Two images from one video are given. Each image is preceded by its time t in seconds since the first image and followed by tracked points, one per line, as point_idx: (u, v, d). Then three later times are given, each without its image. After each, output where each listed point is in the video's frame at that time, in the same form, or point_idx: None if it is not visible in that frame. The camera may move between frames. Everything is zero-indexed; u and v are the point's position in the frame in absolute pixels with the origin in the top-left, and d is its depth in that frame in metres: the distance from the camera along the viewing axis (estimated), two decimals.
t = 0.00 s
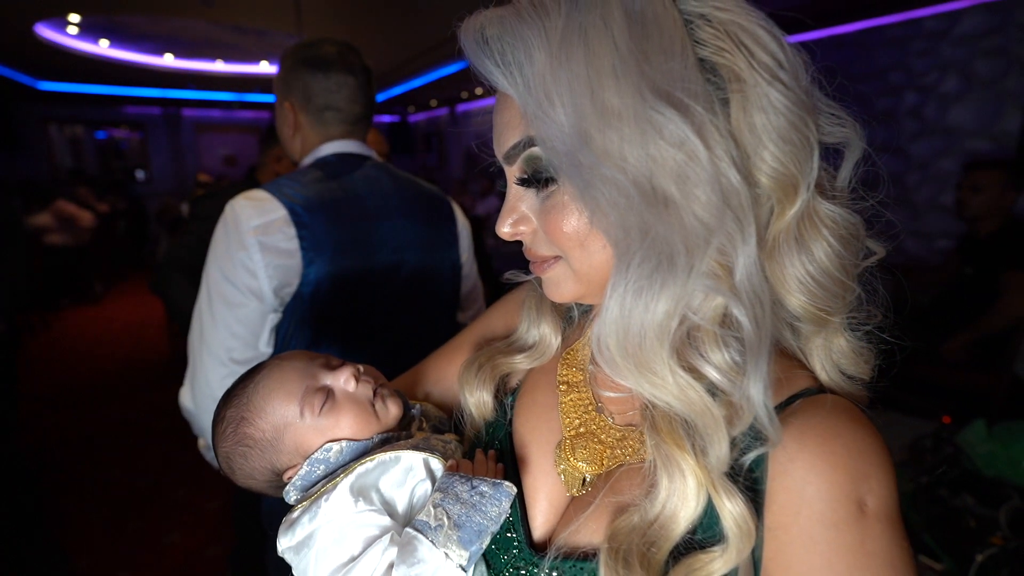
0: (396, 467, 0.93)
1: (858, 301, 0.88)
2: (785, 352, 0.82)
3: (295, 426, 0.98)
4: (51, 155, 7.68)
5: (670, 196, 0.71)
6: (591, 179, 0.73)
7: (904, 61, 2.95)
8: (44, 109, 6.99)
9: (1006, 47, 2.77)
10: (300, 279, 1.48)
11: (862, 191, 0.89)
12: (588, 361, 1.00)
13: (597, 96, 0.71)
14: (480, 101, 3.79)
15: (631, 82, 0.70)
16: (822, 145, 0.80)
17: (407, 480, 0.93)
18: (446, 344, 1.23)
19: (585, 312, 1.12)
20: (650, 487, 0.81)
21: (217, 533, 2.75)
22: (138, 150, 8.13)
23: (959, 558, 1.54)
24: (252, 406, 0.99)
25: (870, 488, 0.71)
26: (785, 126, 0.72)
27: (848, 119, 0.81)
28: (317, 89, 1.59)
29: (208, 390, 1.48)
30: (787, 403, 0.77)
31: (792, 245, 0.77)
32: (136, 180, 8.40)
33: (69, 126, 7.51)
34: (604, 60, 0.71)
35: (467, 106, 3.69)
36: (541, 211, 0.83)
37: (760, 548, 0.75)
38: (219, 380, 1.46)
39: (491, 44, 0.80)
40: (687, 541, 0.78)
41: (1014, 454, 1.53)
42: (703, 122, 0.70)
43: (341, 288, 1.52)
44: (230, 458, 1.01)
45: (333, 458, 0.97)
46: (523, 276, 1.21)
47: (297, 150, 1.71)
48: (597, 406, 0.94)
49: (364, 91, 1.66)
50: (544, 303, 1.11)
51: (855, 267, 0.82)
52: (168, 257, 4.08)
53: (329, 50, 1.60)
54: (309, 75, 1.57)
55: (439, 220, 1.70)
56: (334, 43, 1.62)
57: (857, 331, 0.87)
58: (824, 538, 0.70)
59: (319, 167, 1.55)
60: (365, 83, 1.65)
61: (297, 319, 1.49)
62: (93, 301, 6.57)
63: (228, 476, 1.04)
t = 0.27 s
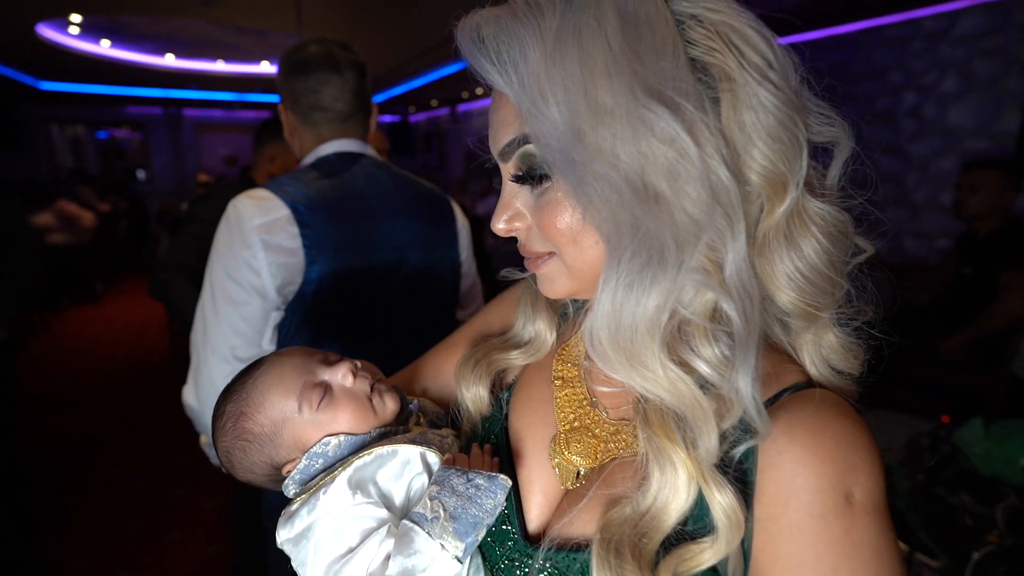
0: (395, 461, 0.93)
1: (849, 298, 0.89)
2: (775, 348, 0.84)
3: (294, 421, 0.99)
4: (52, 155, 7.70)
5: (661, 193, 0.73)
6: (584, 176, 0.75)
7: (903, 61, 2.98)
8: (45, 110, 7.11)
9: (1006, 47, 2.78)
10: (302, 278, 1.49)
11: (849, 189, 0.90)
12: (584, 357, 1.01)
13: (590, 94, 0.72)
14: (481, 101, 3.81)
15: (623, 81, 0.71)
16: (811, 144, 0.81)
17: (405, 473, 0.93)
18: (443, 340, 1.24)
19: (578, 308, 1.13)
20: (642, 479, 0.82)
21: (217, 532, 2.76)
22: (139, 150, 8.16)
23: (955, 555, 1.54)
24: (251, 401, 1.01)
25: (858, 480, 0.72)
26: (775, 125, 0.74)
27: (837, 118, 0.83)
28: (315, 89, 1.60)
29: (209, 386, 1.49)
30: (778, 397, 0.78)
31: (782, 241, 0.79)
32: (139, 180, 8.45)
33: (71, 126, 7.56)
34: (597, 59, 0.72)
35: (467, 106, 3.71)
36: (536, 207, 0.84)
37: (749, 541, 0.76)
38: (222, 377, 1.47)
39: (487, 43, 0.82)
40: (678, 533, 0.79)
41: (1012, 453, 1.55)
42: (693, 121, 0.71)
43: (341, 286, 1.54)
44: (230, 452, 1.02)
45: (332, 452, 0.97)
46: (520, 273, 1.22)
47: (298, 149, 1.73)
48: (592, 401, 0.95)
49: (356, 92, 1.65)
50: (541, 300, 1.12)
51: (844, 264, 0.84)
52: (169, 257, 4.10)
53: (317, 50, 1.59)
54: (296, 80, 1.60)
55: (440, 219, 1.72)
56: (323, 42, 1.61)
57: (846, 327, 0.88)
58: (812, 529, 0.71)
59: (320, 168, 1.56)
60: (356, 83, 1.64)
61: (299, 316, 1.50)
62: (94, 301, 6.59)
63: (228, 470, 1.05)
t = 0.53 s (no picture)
0: (391, 454, 0.94)
1: (840, 294, 0.90)
2: (767, 343, 0.84)
3: (292, 416, 1.00)
4: (54, 155, 7.72)
5: (652, 189, 0.74)
6: (577, 171, 0.76)
7: (903, 61, 3.04)
8: (48, 108, 7.21)
9: (1004, 47, 2.78)
10: (300, 276, 1.50)
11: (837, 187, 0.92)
12: (579, 352, 1.02)
13: (583, 92, 0.73)
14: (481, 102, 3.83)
15: (615, 79, 0.72)
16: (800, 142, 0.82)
17: (401, 466, 0.94)
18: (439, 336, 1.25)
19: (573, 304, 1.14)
20: (634, 472, 0.83)
21: (217, 530, 2.76)
22: (140, 150, 8.19)
23: (954, 555, 1.47)
24: (249, 396, 1.02)
25: (847, 472, 0.73)
26: (764, 122, 0.75)
27: (827, 117, 0.85)
28: (313, 88, 1.61)
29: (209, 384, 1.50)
30: (769, 391, 0.79)
31: (772, 237, 0.80)
32: (141, 180, 8.48)
33: (72, 125, 7.59)
34: (590, 58, 0.73)
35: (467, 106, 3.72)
36: (531, 203, 0.85)
37: (740, 534, 0.77)
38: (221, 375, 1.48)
39: (482, 42, 0.83)
40: (669, 525, 0.80)
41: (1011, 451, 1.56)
42: (684, 118, 0.73)
43: (339, 283, 1.55)
44: (228, 447, 1.03)
45: (329, 446, 0.98)
46: (516, 270, 1.23)
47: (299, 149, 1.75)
48: (587, 396, 0.96)
49: (349, 91, 1.65)
50: (536, 297, 1.13)
51: (834, 260, 0.85)
52: (170, 257, 4.11)
53: (311, 51, 1.60)
54: (289, 82, 1.62)
55: (439, 218, 1.73)
56: (318, 42, 1.61)
57: (837, 324, 0.89)
58: (800, 521, 0.72)
59: (319, 167, 1.57)
60: (350, 81, 1.64)
61: (298, 314, 1.52)
62: (96, 300, 6.60)
63: (227, 465, 1.06)
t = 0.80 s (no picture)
0: (388, 447, 0.95)
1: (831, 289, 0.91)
2: (758, 337, 0.86)
3: (289, 410, 1.01)
4: (55, 154, 7.75)
5: (644, 183, 0.75)
6: (570, 166, 0.77)
7: (903, 60, 3.07)
8: (51, 108, 7.26)
9: (1004, 46, 2.76)
10: (298, 274, 1.52)
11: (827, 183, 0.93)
12: (574, 347, 1.03)
13: (576, 88, 0.75)
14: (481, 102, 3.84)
15: (608, 75, 0.73)
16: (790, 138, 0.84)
17: (397, 459, 0.95)
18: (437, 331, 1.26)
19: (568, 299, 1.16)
20: (628, 463, 0.84)
21: (218, 527, 2.78)
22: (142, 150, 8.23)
23: (952, 553, 1.55)
24: (247, 390, 1.03)
25: (836, 462, 0.74)
26: (755, 119, 0.76)
27: (817, 114, 0.86)
28: (312, 88, 1.63)
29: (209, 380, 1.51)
30: (761, 383, 0.81)
31: (763, 232, 0.81)
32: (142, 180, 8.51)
33: (74, 125, 7.63)
34: (583, 55, 0.74)
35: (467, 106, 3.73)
36: (526, 199, 0.86)
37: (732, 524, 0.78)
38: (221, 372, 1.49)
39: (478, 39, 0.84)
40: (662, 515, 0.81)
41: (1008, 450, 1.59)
42: (675, 114, 0.74)
43: (337, 281, 1.56)
44: (227, 439, 1.05)
45: (327, 439, 0.99)
46: (512, 266, 1.25)
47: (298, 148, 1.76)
48: (581, 389, 0.97)
49: (347, 89, 1.66)
50: (532, 293, 1.14)
51: (824, 254, 0.86)
52: (172, 256, 4.13)
53: (309, 50, 1.61)
54: (287, 81, 1.63)
55: (438, 216, 1.74)
56: (314, 42, 1.62)
57: (828, 318, 0.90)
58: (789, 510, 0.73)
59: (320, 165, 1.58)
60: (347, 81, 1.65)
61: (298, 311, 1.53)
62: (97, 299, 6.62)
63: (226, 457, 1.07)
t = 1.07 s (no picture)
0: (384, 440, 0.96)
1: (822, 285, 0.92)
2: (749, 330, 0.87)
3: (287, 402, 1.03)
4: (57, 154, 7.77)
5: (637, 178, 0.76)
6: (563, 161, 0.78)
7: (902, 60, 3.12)
8: (54, 107, 7.30)
9: (1004, 46, 2.76)
10: (295, 272, 1.53)
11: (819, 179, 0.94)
12: (569, 341, 1.04)
13: (570, 85, 0.76)
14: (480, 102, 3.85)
15: (601, 72, 0.74)
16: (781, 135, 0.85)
17: (393, 451, 0.96)
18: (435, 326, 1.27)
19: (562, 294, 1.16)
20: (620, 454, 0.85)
21: (217, 526, 2.79)
22: (143, 150, 8.25)
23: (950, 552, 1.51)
24: (247, 382, 1.04)
25: (824, 452, 0.75)
26: (745, 115, 0.77)
27: (807, 111, 0.88)
28: (311, 87, 1.64)
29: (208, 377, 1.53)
30: (753, 376, 0.81)
31: (754, 227, 0.82)
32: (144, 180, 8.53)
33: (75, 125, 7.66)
34: (577, 52, 0.75)
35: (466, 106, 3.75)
36: (520, 194, 0.88)
37: (723, 514, 0.79)
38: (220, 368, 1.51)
39: (474, 37, 0.85)
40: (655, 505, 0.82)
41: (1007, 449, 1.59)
42: (666, 110, 0.75)
43: (334, 278, 1.57)
44: (226, 432, 1.06)
45: (324, 430, 1.01)
46: (509, 263, 1.26)
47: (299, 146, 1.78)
48: (576, 383, 0.98)
49: (346, 88, 1.67)
50: (528, 288, 1.15)
51: (814, 250, 0.87)
52: (173, 256, 4.14)
53: (309, 51, 1.63)
54: (287, 81, 1.65)
55: (438, 215, 1.76)
56: (314, 41, 1.65)
57: (820, 313, 0.91)
58: (779, 500, 0.74)
59: (319, 164, 1.60)
60: (345, 80, 1.66)
61: (296, 308, 1.55)
62: (98, 298, 6.64)
63: (225, 450, 1.09)
